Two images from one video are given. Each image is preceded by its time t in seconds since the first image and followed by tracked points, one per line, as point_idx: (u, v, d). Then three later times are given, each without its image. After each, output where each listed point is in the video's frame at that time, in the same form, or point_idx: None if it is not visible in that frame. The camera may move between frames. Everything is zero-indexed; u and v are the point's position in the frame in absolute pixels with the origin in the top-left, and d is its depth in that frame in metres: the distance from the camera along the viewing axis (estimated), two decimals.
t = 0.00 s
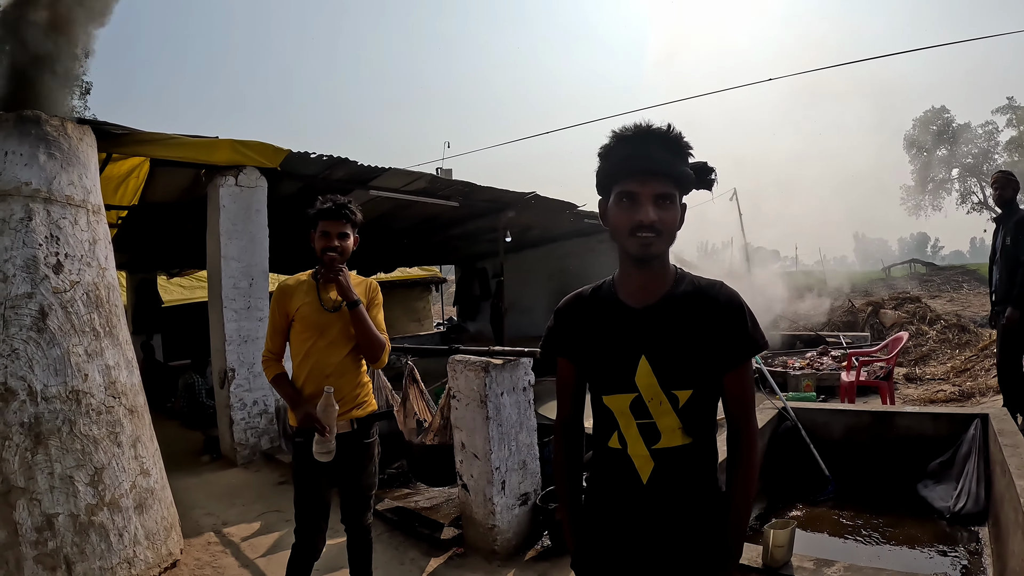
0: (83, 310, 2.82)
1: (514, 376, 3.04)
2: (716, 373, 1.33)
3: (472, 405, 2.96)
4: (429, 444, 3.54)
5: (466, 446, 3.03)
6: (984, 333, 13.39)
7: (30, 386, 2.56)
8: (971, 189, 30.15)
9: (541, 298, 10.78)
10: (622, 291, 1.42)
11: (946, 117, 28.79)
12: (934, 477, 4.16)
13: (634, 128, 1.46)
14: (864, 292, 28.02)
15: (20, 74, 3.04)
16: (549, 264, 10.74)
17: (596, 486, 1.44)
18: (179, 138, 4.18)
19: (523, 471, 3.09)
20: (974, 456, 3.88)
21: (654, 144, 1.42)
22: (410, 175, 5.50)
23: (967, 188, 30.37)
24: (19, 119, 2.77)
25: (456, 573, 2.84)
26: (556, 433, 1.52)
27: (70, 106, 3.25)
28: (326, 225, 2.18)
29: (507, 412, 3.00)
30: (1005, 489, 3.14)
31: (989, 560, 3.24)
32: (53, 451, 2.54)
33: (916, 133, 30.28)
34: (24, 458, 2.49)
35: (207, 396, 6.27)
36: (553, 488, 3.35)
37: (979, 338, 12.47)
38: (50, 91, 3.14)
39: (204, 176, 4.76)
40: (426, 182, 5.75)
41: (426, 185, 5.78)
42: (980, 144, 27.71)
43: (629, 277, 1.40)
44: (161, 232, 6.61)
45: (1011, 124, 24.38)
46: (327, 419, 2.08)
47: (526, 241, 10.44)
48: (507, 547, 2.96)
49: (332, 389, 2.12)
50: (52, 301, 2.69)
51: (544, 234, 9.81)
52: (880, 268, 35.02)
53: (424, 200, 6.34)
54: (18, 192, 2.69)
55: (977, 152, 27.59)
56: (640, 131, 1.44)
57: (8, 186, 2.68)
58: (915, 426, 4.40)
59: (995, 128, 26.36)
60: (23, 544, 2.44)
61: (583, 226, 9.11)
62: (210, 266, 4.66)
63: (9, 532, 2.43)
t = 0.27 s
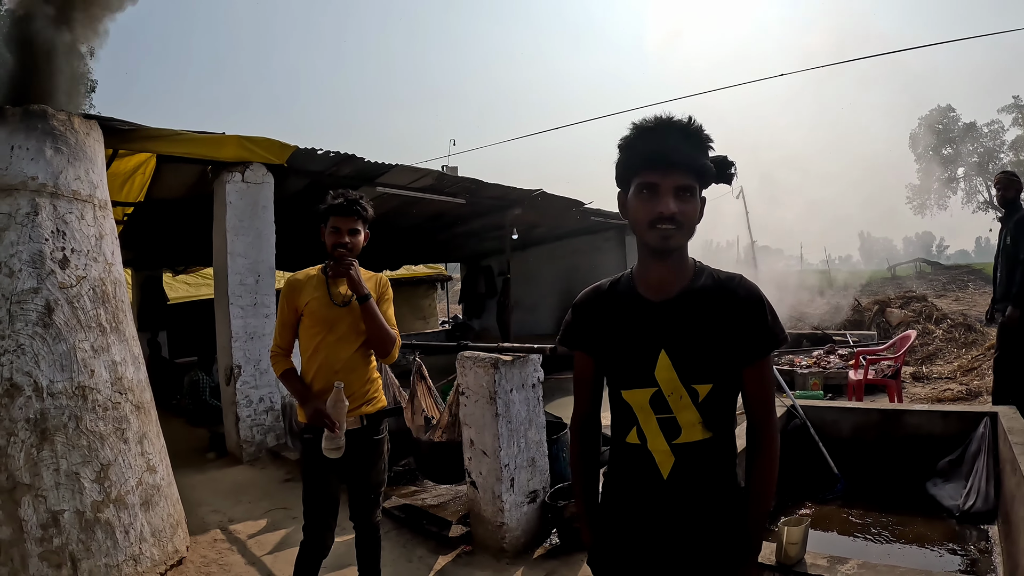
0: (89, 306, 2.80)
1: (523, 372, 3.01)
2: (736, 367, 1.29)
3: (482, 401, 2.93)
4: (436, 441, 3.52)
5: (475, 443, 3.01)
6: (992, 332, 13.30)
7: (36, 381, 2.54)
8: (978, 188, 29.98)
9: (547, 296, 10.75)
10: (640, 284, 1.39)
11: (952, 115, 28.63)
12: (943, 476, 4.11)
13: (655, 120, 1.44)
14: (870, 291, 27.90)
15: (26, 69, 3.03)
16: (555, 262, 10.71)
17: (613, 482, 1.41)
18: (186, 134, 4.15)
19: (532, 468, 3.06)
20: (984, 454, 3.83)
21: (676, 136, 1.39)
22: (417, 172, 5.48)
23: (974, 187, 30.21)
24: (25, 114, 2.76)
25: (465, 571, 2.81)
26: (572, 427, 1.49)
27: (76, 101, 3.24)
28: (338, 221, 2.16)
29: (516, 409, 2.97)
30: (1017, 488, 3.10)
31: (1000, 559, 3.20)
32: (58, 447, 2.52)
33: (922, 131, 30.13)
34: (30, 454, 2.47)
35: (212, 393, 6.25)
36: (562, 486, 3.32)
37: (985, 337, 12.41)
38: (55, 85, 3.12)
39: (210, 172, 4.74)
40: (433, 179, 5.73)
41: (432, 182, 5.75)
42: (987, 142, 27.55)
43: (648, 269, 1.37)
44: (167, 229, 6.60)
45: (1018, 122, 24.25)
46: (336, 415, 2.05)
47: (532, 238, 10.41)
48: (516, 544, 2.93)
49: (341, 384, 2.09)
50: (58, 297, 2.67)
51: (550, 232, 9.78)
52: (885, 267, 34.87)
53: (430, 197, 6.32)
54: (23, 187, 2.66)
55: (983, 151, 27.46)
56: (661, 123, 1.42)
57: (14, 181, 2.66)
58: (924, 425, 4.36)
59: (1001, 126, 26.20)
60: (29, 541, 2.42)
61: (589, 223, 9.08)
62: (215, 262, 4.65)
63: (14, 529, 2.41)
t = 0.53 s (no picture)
0: (89, 302, 2.77)
1: (525, 371, 2.98)
2: (747, 365, 1.28)
3: (484, 400, 2.91)
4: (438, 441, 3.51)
5: (477, 441, 2.98)
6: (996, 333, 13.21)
7: (34, 379, 2.52)
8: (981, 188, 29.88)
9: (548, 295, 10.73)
10: (651, 280, 1.36)
11: (955, 115, 28.54)
12: (948, 476, 4.08)
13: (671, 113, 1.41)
14: (872, 291, 27.80)
15: (26, 64, 3.01)
16: (556, 261, 10.69)
17: (621, 483, 1.38)
18: (187, 131, 4.13)
19: (535, 467, 3.04)
20: (988, 453, 3.80)
21: (693, 129, 1.36)
22: (418, 169, 5.45)
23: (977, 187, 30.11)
24: (25, 109, 2.73)
25: (468, 571, 2.79)
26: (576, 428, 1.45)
27: (77, 97, 3.22)
28: (341, 218, 2.14)
29: (518, 408, 2.95)
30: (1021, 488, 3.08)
31: (1004, 559, 3.16)
32: (57, 445, 2.50)
33: (925, 131, 30.04)
34: (28, 452, 2.45)
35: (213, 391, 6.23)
36: (564, 485, 3.29)
37: (989, 337, 12.36)
38: (57, 81, 3.10)
39: (211, 169, 4.72)
40: (434, 177, 5.70)
41: (434, 180, 5.73)
42: (990, 142, 27.45)
43: (660, 263, 1.35)
44: (168, 227, 6.58)
45: (1021, 123, 24.19)
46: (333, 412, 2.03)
47: (534, 237, 10.38)
48: (519, 544, 2.91)
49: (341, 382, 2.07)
50: (56, 294, 2.65)
51: (552, 231, 9.75)
52: (887, 267, 34.80)
53: (432, 195, 6.30)
54: (22, 182, 2.64)
55: (986, 151, 27.37)
56: (678, 116, 1.39)
57: (13, 176, 2.64)
58: (929, 425, 4.33)
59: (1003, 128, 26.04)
60: (27, 540, 2.40)
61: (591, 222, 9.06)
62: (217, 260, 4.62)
63: (13, 527, 2.40)
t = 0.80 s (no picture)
0: (76, 302, 2.75)
1: (515, 372, 2.98)
2: (739, 367, 1.28)
3: (474, 401, 2.91)
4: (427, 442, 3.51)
5: (467, 443, 2.98)
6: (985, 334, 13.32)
7: (21, 379, 2.50)
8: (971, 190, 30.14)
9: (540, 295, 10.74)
10: (642, 281, 1.34)
11: (946, 118, 28.76)
12: (938, 477, 4.13)
13: (663, 113, 1.39)
14: (862, 292, 27.97)
15: (16, 62, 2.98)
16: (549, 262, 10.70)
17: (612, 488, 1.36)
18: (177, 130, 4.11)
19: (524, 469, 3.04)
20: (979, 455, 3.84)
21: (684, 129, 1.34)
22: (410, 169, 5.44)
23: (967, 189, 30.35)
24: (12, 106, 2.71)
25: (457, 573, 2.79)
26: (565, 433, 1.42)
27: (68, 95, 3.20)
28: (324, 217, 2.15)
29: (508, 409, 2.95)
30: (1012, 489, 3.11)
31: (995, 561, 3.20)
32: (43, 446, 2.48)
33: (916, 133, 30.25)
34: (14, 453, 2.43)
35: (203, 391, 6.19)
36: (555, 487, 3.30)
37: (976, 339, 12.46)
38: (47, 79, 3.08)
39: (202, 168, 4.69)
40: (426, 177, 5.70)
41: (426, 179, 5.73)
42: (980, 144, 27.68)
43: (651, 264, 1.32)
44: (158, 225, 6.53)
45: (1011, 126, 24.44)
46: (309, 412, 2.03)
47: (526, 237, 10.39)
48: (508, 546, 2.92)
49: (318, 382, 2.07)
50: (43, 293, 2.62)
51: (545, 231, 9.76)
52: (878, 269, 35.05)
53: (424, 195, 6.29)
54: (8, 181, 2.61)
55: (976, 153, 27.59)
56: (669, 117, 1.37)
57: None
58: (920, 426, 4.36)
59: (993, 129, 26.42)
60: (14, 542, 2.38)
61: (584, 223, 9.07)
62: (207, 260, 4.60)
63: None
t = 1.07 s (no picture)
0: (57, 303, 2.72)
1: (498, 375, 2.98)
2: (720, 369, 1.26)
3: (457, 404, 2.90)
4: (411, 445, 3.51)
5: (450, 446, 2.98)
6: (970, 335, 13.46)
7: (1, 381, 2.46)
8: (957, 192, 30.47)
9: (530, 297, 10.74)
10: (620, 282, 1.33)
11: (933, 121, 29.06)
12: (925, 479, 4.17)
13: (641, 110, 1.37)
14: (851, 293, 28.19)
15: None
16: (538, 263, 10.70)
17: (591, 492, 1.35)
18: (162, 129, 4.08)
19: (508, 472, 3.04)
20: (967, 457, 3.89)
21: (663, 127, 1.33)
22: (397, 170, 5.44)
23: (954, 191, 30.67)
24: None
25: None
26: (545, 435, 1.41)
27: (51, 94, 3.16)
28: (296, 215, 2.38)
29: (492, 412, 2.95)
30: (1000, 491, 3.15)
31: (983, 563, 3.25)
32: (23, 448, 2.45)
33: (903, 137, 30.54)
34: None
35: (189, 393, 6.14)
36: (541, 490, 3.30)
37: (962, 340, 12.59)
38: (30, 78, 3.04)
39: (187, 168, 4.66)
40: (414, 178, 5.70)
41: (413, 180, 5.72)
42: (967, 147, 27.97)
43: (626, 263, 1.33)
44: (143, 225, 6.47)
45: (996, 130, 24.77)
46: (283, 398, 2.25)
47: (515, 238, 10.39)
48: (492, 549, 2.91)
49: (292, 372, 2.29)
50: (23, 293, 2.59)
51: (534, 232, 9.76)
52: (866, 270, 35.35)
53: (411, 196, 6.28)
54: None
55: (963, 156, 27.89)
56: (647, 114, 1.35)
57: None
58: (907, 427, 4.40)
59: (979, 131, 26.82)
60: None
61: (573, 224, 9.09)
62: (192, 261, 4.56)
63: None
